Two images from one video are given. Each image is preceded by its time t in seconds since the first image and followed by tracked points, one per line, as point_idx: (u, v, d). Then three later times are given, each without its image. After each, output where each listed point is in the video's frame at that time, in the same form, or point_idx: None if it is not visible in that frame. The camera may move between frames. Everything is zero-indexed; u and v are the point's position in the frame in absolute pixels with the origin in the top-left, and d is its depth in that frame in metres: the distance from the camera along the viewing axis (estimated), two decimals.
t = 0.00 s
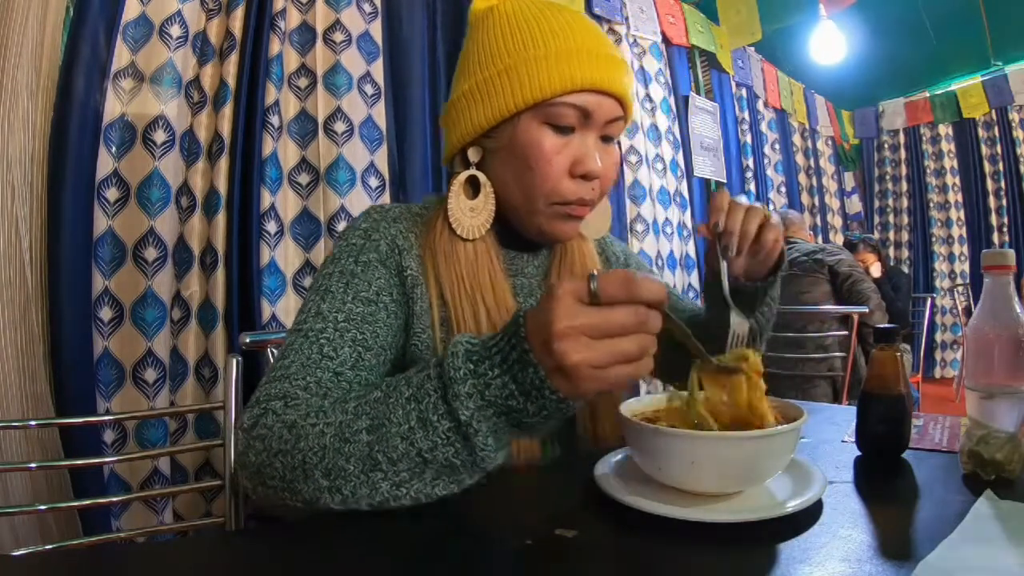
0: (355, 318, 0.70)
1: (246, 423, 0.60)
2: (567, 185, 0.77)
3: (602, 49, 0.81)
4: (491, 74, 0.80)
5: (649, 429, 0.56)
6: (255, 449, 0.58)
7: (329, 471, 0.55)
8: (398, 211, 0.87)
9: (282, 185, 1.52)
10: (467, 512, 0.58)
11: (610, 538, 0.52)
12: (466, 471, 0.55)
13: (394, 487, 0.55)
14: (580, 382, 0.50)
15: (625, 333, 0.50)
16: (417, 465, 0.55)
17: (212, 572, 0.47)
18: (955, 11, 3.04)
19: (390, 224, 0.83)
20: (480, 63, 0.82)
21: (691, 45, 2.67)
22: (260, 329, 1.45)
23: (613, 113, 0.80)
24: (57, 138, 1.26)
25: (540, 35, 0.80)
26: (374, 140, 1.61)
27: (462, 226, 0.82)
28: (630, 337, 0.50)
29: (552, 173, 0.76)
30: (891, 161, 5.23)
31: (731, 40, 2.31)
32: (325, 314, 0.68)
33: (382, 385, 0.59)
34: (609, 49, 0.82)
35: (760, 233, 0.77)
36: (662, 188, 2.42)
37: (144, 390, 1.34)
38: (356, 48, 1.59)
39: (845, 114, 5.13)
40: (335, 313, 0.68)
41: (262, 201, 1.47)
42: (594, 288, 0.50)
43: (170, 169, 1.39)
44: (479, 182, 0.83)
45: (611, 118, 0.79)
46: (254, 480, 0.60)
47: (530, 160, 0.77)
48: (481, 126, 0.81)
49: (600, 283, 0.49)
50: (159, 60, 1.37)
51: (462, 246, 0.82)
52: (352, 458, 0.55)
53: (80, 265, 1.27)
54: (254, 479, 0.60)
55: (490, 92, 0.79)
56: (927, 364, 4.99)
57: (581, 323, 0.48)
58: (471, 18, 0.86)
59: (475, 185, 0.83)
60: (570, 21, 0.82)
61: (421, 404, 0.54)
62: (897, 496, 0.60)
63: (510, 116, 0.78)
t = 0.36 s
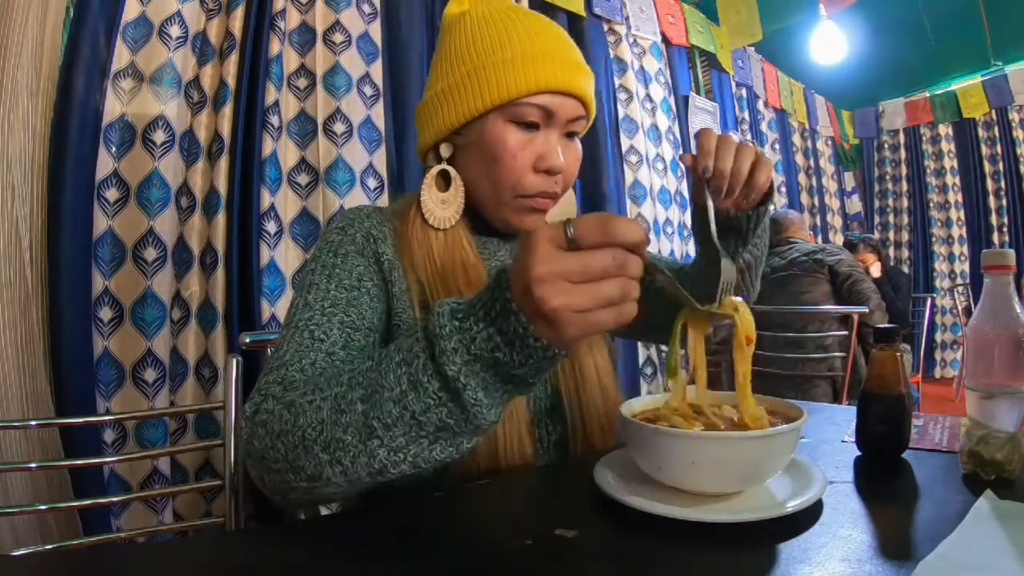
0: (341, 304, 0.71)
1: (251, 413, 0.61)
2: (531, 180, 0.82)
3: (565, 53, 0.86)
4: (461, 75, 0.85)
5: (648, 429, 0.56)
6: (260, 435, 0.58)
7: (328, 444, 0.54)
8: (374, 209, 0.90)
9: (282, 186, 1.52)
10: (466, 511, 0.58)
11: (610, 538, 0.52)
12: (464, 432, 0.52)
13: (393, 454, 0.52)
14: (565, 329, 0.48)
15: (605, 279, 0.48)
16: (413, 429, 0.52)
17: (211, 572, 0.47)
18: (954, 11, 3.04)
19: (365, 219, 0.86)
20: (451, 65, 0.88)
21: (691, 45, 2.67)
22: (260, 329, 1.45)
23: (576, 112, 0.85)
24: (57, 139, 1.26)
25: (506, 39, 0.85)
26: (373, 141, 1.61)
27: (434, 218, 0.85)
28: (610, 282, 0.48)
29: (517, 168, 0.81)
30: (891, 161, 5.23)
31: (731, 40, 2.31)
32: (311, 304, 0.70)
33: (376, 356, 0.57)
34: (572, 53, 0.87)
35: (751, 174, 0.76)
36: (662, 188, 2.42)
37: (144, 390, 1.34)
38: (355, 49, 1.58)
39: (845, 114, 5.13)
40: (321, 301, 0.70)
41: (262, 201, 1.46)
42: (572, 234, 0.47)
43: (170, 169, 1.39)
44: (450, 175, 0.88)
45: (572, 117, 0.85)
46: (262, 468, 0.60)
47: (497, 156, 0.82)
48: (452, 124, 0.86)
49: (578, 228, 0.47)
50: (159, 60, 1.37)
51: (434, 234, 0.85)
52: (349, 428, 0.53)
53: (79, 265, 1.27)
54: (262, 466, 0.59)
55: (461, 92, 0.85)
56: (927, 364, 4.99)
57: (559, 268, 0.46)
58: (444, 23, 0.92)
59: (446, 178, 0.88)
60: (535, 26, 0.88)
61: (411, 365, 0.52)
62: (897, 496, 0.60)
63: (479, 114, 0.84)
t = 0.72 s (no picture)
0: (335, 318, 0.72)
1: (258, 434, 0.61)
2: (515, 181, 0.83)
3: (547, 56, 0.87)
4: (445, 81, 0.86)
5: (649, 429, 0.56)
6: (269, 457, 0.60)
7: (338, 476, 0.58)
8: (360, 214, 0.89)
9: (282, 186, 1.52)
10: (465, 511, 0.58)
11: (610, 538, 0.52)
12: (458, 475, 0.58)
13: (394, 490, 0.58)
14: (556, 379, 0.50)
15: (601, 366, 0.52)
16: (413, 471, 0.57)
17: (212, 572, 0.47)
18: (954, 11, 3.04)
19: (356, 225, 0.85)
20: (435, 71, 0.89)
21: (691, 45, 2.67)
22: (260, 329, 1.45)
23: (558, 115, 0.86)
24: (57, 139, 1.26)
25: (489, 44, 0.86)
26: (371, 142, 1.61)
27: (421, 218, 0.86)
28: (605, 369, 0.52)
29: (501, 170, 0.82)
30: (891, 161, 5.23)
31: (731, 41, 2.31)
32: (307, 319, 0.70)
33: (377, 395, 0.61)
34: (554, 57, 0.88)
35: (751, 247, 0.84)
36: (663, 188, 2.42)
37: (144, 390, 1.34)
38: (355, 49, 1.58)
39: (845, 114, 5.13)
40: (317, 315, 0.70)
41: (262, 201, 1.46)
42: (575, 323, 0.51)
43: (170, 169, 1.39)
44: (436, 178, 0.88)
45: (554, 120, 0.86)
46: (270, 485, 0.62)
47: (481, 159, 0.83)
48: (437, 129, 0.87)
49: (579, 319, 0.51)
50: (159, 60, 1.37)
51: (425, 236, 0.86)
52: (356, 464, 0.57)
53: (79, 266, 1.27)
54: (271, 484, 0.61)
55: (445, 97, 0.85)
56: (927, 364, 4.99)
57: (555, 359, 0.51)
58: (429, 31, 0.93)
59: (433, 180, 0.88)
60: (518, 31, 0.89)
61: (417, 417, 0.57)
62: (897, 496, 0.60)
63: (463, 119, 0.84)
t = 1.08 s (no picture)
0: (330, 319, 0.71)
1: (262, 438, 0.62)
2: (502, 181, 0.83)
3: (535, 59, 0.87)
4: (433, 82, 0.86)
5: (649, 429, 0.56)
6: (274, 461, 0.61)
7: (341, 482, 0.58)
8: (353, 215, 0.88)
9: (282, 186, 1.52)
10: (465, 512, 0.58)
11: (610, 538, 0.52)
12: (459, 479, 0.59)
13: (397, 494, 0.59)
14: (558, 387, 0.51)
15: (600, 377, 0.53)
16: (415, 476, 0.58)
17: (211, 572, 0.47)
18: (955, 11, 3.04)
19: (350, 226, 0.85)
20: (424, 73, 0.89)
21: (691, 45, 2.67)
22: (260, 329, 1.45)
23: (546, 117, 0.86)
24: (57, 139, 1.26)
25: (477, 47, 0.86)
26: (370, 142, 1.62)
27: (409, 215, 0.87)
28: (605, 380, 0.53)
29: (488, 170, 0.83)
30: (891, 161, 5.23)
31: (731, 41, 2.30)
32: (304, 323, 0.70)
33: (378, 400, 0.61)
34: (542, 59, 0.89)
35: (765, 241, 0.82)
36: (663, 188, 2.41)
37: (144, 390, 1.34)
38: (354, 50, 1.59)
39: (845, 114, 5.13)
40: (315, 319, 0.70)
41: (262, 201, 1.46)
42: (573, 333, 0.52)
43: (170, 169, 1.39)
44: (426, 178, 0.89)
45: (542, 122, 0.86)
46: (276, 487, 0.63)
47: (469, 159, 0.83)
48: (426, 130, 0.87)
49: (577, 329, 0.52)
50: (159, 61, 1.37)
51: (416, 233, 0.87)
52: (359, 470, 0.58)
53: (79, 266, 1.27)
54: (277, 486, 0.63)
55: (434, 98, 0.86)
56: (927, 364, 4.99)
57: (555, 369, 0.52)
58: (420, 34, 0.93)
59: (423, 180, 0.89)
60: (507, 34, 0.89)
61: (418, 424, 0.57)
62: (897, 496, 0.60)
63: (451, 120, 0.85)
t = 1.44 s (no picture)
0: (329, 316, 0.72)
1: (261, 435, 0.62)
2: (497, 183, 0.83)
3: (531, 61, 0.88)
4: (430, 84, 0.86)
5: (648, 429, 0.56)
6: (274, 458, 0.61)
7: (341, 478, 0.58)
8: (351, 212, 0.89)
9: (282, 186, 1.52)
10: (465, 512, 0.58)
11: (610, 538, 0.52)
12: (459, 475, 0.59)
13: (397, 490, 0.59)
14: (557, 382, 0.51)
15: (600, 370, 0.53)
16: (416, 472, 0.58)
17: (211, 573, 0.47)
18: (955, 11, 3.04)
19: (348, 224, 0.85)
20: (421, 74, 0.89)
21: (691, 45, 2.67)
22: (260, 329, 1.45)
23: (541, 119, 0.86)
24: (57, 140, 1.26)
25: (473, 48, 0.86)
26: (369, 143, 1.62)
27: (407, 214, 0.87)
28: (605, 373, 0.53)
29: (484, 171, 0.83)
30: (891, 161, 5.23)
31: (731, 40, 2.30)
32: (302, 320, 0.70)
33: (378, 396, 0.61)
34: (538, 61, 0.89)
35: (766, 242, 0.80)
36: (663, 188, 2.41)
37: (144, 390, 1.34)
38: (354, 50, 1.59)
39: (845, 114, 5.14)
40: (313, 316, 0.71)
41: (262, 201, 1.46)
42: (573, 326, 0.52)
43: (170, 169, 1.39)
44: (423, 178, 0.89)
45: (537, 124, 0.86)
46: (276, 484, 0.63)
47: (465, 160, 0.83)
48: (422, 131, 0.87)
49: (578, 323, 0.52)
50: (159, 61, 1.37)
51: (414, 233, 0.87)
52: (359, 466, 0.58)
53: (79, 266, 1.27)
54: (277, 483, 0.62)
55: (430, 100, 0.86)
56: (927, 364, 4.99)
57: (557, 362, 0.52)
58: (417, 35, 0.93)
59: (419, 180, 0.89)
60: (502, 36, 0.89)
61: (417, 419, 0.57)
62: (897, 496, 0.60)
63: (447, 122, 0.85)
